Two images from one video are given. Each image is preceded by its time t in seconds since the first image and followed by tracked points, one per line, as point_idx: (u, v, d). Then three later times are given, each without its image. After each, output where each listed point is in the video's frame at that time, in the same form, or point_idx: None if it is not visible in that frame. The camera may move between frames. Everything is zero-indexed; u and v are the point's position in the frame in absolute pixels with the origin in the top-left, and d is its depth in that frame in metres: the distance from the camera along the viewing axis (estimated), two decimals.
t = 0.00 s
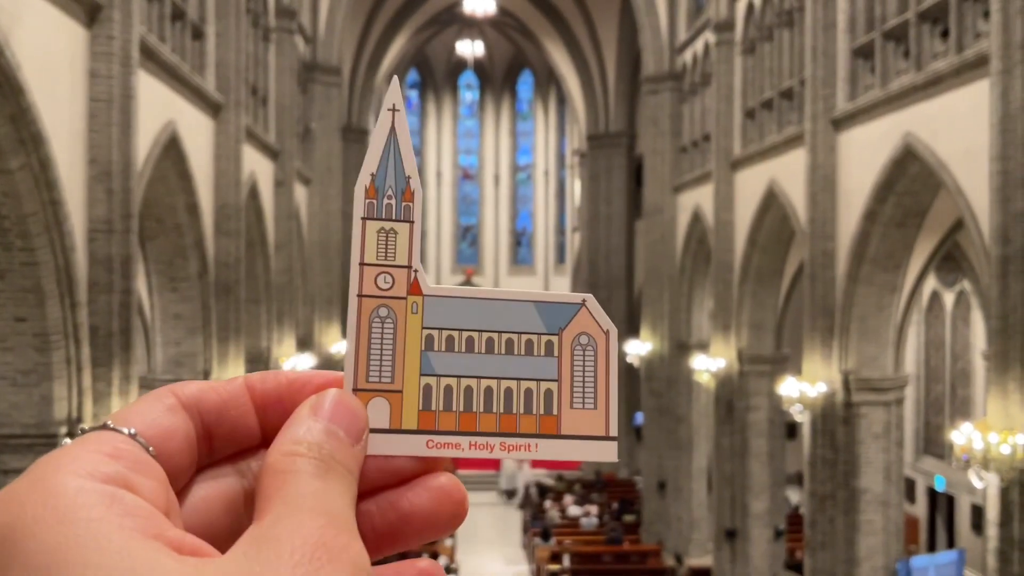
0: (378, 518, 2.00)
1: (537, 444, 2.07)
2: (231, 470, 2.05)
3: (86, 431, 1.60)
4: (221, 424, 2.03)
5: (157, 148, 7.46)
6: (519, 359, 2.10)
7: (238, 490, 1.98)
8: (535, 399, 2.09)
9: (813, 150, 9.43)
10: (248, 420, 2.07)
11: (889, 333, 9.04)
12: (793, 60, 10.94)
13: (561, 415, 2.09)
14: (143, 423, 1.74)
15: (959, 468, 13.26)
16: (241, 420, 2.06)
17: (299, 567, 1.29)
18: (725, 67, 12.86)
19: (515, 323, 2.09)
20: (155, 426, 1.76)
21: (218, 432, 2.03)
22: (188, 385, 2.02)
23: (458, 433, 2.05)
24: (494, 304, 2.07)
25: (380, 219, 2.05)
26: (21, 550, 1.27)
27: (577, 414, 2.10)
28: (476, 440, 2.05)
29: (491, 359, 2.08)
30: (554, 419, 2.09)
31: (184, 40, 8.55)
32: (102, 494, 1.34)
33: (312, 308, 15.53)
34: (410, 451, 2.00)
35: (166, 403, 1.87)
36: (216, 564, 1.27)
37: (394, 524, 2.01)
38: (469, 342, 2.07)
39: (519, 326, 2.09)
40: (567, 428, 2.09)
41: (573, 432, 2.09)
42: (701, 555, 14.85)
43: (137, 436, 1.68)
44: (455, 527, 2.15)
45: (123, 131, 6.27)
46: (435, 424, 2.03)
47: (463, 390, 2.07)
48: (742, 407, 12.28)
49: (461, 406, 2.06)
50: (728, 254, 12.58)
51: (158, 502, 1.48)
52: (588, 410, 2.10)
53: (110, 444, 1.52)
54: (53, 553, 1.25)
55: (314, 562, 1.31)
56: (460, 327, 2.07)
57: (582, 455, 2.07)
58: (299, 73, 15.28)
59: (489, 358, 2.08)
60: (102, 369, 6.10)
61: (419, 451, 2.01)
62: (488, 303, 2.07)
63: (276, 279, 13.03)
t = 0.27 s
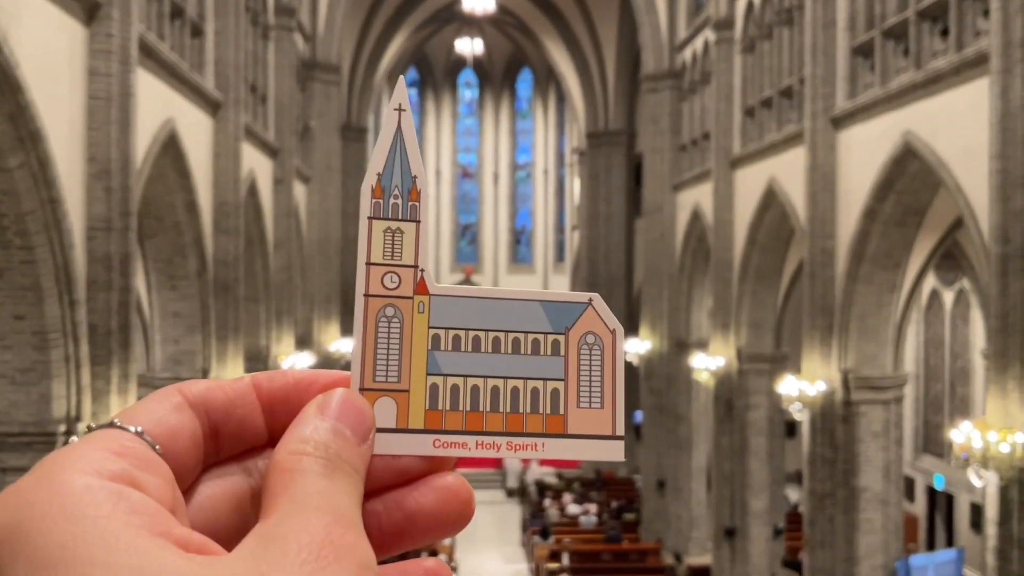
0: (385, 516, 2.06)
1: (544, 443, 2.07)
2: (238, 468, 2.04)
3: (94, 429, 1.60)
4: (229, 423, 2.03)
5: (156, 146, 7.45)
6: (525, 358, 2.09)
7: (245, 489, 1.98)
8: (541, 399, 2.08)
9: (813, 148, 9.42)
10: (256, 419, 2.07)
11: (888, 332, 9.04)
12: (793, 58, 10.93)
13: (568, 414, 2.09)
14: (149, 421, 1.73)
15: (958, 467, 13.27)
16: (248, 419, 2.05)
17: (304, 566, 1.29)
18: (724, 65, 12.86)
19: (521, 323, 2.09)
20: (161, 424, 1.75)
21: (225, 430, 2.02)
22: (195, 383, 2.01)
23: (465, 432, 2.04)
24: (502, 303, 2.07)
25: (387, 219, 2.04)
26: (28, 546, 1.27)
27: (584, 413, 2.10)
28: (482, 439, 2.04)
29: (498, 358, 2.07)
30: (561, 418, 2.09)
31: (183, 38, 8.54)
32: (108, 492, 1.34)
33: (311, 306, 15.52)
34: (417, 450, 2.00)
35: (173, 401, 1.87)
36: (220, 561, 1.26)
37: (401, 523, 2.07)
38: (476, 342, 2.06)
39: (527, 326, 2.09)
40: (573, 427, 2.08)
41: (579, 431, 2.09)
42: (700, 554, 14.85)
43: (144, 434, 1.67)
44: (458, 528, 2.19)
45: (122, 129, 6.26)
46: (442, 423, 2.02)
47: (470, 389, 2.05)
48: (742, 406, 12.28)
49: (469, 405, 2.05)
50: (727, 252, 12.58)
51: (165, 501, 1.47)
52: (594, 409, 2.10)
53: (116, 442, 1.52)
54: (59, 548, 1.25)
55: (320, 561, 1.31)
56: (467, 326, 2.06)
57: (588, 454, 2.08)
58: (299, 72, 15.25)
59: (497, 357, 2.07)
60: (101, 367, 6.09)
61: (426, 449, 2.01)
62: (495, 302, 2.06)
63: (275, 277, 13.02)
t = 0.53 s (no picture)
0: (391, 515, 2.03)
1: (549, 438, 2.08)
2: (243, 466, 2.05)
3: (98, 426, 1.61)
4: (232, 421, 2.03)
5: (157, 143, 7.45)
6: (528, 354, 2.09)
7: (251, 488, 1.98)
8: (545, 394, 2.09)
9: (813, 146, 9.43)
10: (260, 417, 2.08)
11: (888, 329, 9.05)
12: (792, 55, 10.93)
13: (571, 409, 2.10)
14: (153, 418, 1.73)
15: (957, 464, 13.28)
16: (251, 417, 2.06)
17: (308, 564, 1.29)
18: (724, 63, 12.86)
19: (522, 319, 2.09)
20: (166, 420, 1.76)
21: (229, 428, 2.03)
22: (198, 380, 2.01)
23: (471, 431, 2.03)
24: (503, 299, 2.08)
25: (386, 219, 2.05)
26: (35, 543, 1.27)
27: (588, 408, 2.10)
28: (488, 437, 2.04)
29: (500, 355, 2.08)
30: (564, 413, 2.10)
31: (183, 35, 8.53)
32: (113, 492, 1.34)
33: (311, 304, 15.54)
34: (422, 448, 1.99)
35: (176, 398, 1.87)
36: (226, 559, 1.27)
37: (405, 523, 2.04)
38: (478, 340, 2.07)
39: (527, 322, 2.10)
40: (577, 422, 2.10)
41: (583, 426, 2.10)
42: (700, 551, 14.87)
43: (150, 432, 1.67)
44: (461, 530, 2.19)
45: (123, 127, 6.26)
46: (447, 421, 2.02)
47: (475, 387, 2.06)
48: (741, 403, 12.29)
49: (473, 403, 2.05)
50: (727, 250, 12.59)
51: (170, 500, 1.47)
52: (598, 404, 2.10)
53: (122, 440, 1.52)
54: (66, 546, 1.25)
55: (325, 559, 1.31)
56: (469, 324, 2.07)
57: (593, 448, 2.08)
58: (298, 69, 15.24)
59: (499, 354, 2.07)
60: (101, 365, 6.09)
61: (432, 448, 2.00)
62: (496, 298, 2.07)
63: (275, 274, 13.03)
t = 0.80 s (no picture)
0: (385, 504, 1.93)
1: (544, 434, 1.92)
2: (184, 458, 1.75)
3: (40, 399, 1.41)
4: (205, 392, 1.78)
5: (154, 139, 7.43)
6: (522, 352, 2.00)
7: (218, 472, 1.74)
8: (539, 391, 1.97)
9: (811, 142, 9.41)
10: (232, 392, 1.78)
11: (886, 325, 9.05)
12: (791, 51, 10.91)
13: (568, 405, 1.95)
14: (89, 396, 1.45)
15: (955, 460, 13.32)
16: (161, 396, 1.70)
17: (300, 565, 1.22)
18: (723, 58, 12.84)
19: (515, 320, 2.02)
20: (101, 395, 1.47)
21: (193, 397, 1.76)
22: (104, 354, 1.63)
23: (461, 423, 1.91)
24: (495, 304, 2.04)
25: (386, 239, 2.04)
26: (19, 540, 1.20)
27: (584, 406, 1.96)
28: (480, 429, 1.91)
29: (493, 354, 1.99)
30: (560, 410, 1.95)
31: (181, 30, 8.50)
32: (101, 482, 1.26)
33: (309, 300, 15.54)
34: (409, 444, 1.88)
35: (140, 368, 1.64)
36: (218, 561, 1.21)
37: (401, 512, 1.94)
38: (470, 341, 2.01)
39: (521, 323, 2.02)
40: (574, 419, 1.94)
41: (581, 422, 1.95)
42: (698, 547, 14.91)
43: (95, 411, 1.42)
44: (458, 518, 2.10)
45: (120, 122, 6.24)
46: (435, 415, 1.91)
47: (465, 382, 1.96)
48: (739, 399, 12.30)
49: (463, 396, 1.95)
50: (725, 246, 12.58)
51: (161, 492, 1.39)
52: (594, 401, 1.96)
53: (103, 423, 1.42)
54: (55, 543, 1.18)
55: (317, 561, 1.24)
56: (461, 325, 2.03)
57: (592, 447, 1.92)
58: (296, 65, 15.21)
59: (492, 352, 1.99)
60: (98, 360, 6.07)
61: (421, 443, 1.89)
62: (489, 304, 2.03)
63: (274, 270, 13.03)
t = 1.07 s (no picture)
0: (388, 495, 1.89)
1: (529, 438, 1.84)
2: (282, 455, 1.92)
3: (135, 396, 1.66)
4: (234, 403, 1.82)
5: (151, 134, 7.41)
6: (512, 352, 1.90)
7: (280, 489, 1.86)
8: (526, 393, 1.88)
9: (809, 137, 9.41)
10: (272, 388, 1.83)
11: (884, 320, 9.07)
12: (789, 46, 10.90)
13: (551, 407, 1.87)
14: (170, 403, 1.66)
15: (952, 454, 13.35)
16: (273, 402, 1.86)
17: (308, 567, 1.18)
18: (721, 53, 12.82)
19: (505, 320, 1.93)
20: (182, 404, 1.67)
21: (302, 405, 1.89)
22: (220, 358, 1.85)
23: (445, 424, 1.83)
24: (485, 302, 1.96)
25: (388, 235, 1.97)
26: (31, 534, 1.26)
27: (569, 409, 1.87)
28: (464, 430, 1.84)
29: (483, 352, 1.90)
30: (548, 413, 1.86)
31: (178, 25, 8.47)
32: (122, 485, 1.32)
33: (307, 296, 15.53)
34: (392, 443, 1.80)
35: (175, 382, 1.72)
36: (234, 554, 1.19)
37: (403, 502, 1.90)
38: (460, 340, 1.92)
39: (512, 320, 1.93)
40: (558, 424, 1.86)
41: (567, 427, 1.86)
42: (696, 541, 14.95)
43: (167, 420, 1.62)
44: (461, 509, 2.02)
45: (118, 117, 6.22)
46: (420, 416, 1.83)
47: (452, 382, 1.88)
48: (737, 394, 12.33)
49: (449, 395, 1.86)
50: (723, 241, 12.59)
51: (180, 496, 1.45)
52: (582, 403, 1.87)
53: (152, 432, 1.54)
54: (78, 543, 1.22)
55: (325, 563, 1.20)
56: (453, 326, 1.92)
57: (581, 451, 1.83)
58: (294, 60, 15.17)
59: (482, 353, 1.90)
60: (96, 356, 6.06)
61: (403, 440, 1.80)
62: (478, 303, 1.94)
63: (272, 266, 13.01)
